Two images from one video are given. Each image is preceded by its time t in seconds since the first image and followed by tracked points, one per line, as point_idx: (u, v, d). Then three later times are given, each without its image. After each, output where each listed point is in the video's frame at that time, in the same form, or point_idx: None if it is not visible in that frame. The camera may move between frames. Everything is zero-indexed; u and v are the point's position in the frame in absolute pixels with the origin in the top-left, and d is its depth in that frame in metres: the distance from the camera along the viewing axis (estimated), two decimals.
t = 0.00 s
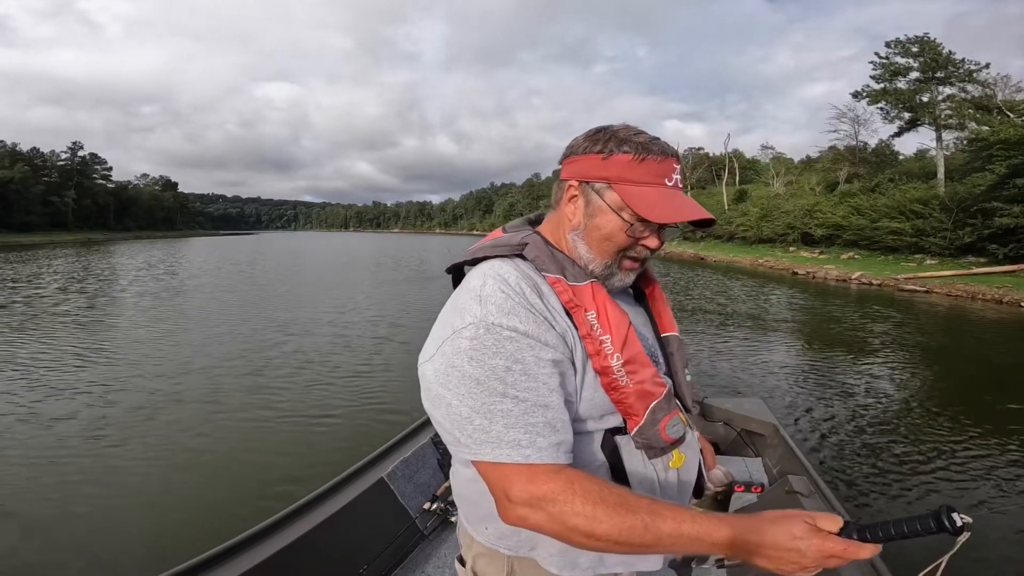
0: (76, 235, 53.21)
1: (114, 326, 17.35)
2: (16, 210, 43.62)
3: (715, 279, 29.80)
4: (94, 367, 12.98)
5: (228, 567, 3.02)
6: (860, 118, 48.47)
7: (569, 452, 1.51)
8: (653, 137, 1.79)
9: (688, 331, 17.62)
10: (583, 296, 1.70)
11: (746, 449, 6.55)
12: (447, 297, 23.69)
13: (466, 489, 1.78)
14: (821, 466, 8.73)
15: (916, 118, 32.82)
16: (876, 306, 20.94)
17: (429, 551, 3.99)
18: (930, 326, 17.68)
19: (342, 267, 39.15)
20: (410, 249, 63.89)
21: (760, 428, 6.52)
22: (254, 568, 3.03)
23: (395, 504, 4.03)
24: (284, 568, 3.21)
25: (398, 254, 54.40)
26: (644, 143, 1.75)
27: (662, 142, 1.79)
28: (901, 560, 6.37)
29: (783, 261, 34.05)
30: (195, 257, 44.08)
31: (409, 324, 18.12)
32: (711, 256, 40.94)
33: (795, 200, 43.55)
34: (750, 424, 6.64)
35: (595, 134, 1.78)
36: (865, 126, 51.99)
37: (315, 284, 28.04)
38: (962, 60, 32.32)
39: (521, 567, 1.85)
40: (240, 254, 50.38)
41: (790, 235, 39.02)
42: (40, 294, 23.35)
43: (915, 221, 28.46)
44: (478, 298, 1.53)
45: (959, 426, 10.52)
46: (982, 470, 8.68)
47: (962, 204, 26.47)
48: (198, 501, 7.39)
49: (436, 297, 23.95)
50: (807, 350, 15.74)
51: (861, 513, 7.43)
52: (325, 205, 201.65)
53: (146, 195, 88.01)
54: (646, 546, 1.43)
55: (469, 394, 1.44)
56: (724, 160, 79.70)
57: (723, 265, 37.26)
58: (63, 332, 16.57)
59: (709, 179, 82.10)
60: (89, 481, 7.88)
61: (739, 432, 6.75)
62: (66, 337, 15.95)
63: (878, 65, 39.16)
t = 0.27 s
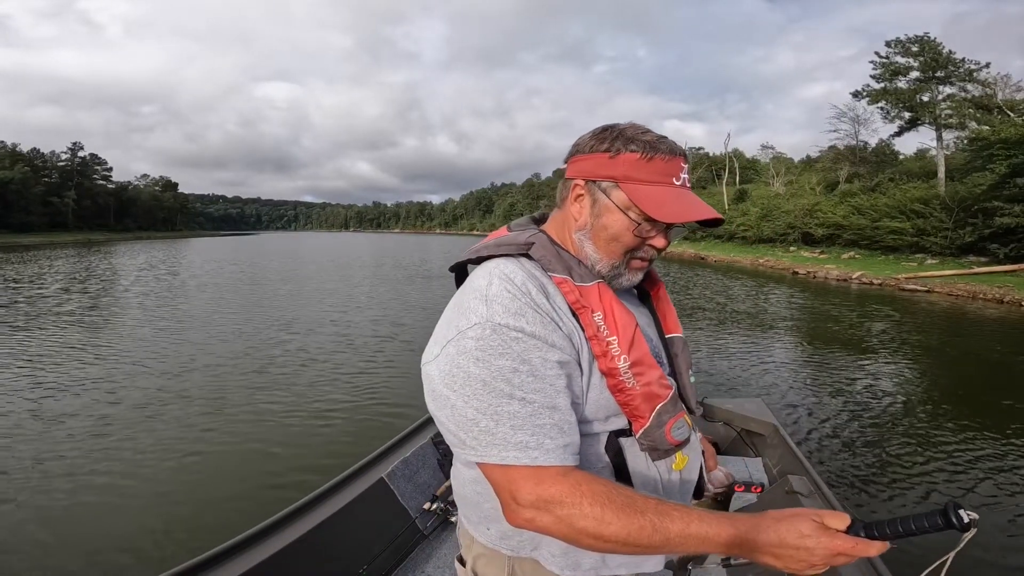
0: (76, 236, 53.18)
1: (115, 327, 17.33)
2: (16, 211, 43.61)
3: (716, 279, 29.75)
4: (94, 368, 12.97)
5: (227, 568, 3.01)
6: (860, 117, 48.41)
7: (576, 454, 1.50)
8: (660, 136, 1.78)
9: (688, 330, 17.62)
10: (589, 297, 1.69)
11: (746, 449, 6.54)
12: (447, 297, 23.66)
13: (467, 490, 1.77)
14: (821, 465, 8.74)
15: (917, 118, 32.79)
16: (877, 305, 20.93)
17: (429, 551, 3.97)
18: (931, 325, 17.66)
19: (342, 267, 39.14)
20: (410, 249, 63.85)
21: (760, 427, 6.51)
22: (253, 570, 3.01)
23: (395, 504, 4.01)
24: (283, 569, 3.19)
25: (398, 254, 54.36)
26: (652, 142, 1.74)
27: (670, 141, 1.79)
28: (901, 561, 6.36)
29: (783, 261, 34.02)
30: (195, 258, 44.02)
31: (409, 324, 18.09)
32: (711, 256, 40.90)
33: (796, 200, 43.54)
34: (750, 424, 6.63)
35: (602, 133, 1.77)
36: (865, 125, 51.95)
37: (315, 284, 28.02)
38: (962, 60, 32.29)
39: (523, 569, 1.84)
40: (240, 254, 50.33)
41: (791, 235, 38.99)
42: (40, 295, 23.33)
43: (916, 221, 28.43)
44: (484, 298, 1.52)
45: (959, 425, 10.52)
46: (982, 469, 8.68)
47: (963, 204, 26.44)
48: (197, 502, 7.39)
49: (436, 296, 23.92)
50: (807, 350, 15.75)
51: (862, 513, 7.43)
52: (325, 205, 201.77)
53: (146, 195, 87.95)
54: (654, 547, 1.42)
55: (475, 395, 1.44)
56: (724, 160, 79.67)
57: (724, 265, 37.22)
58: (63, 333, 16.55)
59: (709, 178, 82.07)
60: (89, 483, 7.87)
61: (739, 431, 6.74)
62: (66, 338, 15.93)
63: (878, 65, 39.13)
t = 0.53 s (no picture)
0: (76, 237, 53.17)
1: (115, 328, 17.34)
2: (16, 212, 43.65)
3: (716, 279, 29.75)
4: (95, 370, 12.96)
5: (227, 567, 3.01)
6: (860, 117, 48.44)
7: (581, 454, 1.49)
8: (665, 135, 1.78)
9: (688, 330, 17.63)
10: (593, 298, 1.68)
11: (746, 449, 6.53)
12: (447, 297, 23.65)
13: (468, 489, 1.77)
14: (821, 465, 8.74)
15: (917, 117, 32.81)
16: (877, 305, 20.95)
17: (429, 551, 3.96)
18: (932, 325, 17.66)
19: (343, 267, 39.15)
20: (410, 250, 63.83)
21: (760, 427, 6.50)
22: (252, 570, 3.01)
23: (395, 504, 4.00)
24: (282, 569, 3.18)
25: (399, 254, 54.36)
26: (657, 142, 1.74)
27: (675, 141, 1.79)
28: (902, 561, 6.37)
29: (784, 261, 34.03)
30: (196, 258, 44.00)
31: (409, 324, 18.09)
32: (711, 256, 40.90)
33: (796, 200, 43.53)
34: (750, 424, 6.63)
35: (606, 132, 1.76)
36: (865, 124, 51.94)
37: (315, 285, 28.02)
38: (963, 59, 32.27)
39: (524, 567, 1.83)
40: (240, 255, 50.34)
41: (791, 234, 39.01)
42: (40, 296, 23.31)
43: (916, 220, 28.42)
44: (487, 298, 1.51)
45: (959, 425, 10.53)
46: (983, 469, 8.69)
47: (964, 203, 26.44)
48: (195, 505, 7.37)
49: (436, 296, 23.91)
50: (808, 349, 15.74)
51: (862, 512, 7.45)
52: (325, 206, 201.92)
53: (145, 197, 87.94)
54: (659, 547, 1.42)
55: (479, 395, 1.43)
56: (724, 159, 79.67)
57: (724, 264, 37.22)
58: (63, 335, 16.54)
59: (709, 178, 81.99)
60: (89, 485, 7.85)
61: (739, 431, 6.74)
62: (67, 340, 15.92)
63: (878, 64, 39.11)
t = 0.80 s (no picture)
0: (77, 237, 53.16)
1: (115, 328, 17.33)
2: (16, 212, 43.66)
3: (717, 279, 29.72)
4: (95, 370, 12.96)
5: (227, 568, 3.01)
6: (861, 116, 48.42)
7: (585, 456, 1.49)
8: (665, 136, 1.77)
9: (688, 330, 17.63)
10: (594, 299, 1.68)
11: (746, 449, 6.52)
12: (448, 297, 23.63)
13: (469, 490, 1.77)
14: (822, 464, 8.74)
15: (917, 117, 32.79)
16: (878, 305, 20.93)
17: (429, 551, 3.96)
18: (933, 325, 17.64)
19: (343, 267, 39.13)
20: (411, 250, 63.78)
21: (760, 427, 6.50)
22: (252, 570, 3.00)
23: (395, 504, 4.00)
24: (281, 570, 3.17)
25: (399, 254, 54.35)
26: (658, 142, 1.73)
27: (675, 141, 1.78)
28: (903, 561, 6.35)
29: (784, 261, 34.01)
30: (196, 259, 43.98)
31: (410, 324, 18.09)
32: (712, 256, 40.86)
33: (797, 200, 43.50)
34: (750, 424, 6.62)
35: (607, 133, 1.76)
36: (866, 124, 51.90)
37: (316, 285, 28.02)
38: (963, 59, 32.25)
39: (526, 568, 1.82)
40: (240, 255, 50.34)
41: (792, 234, 38.97)
42: (40, 296, 23.30)
43: (918, 220, 28.38)
44: (489, 301, 1.50)
45: (961, 424, 10.52)
46: (984, 468, 8.68)
47: (965, 203, 26.41)
48: (192, 508, 7.30)
49: (436, 297, 23.90)
50: (809, 349, 15.73)
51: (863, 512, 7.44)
52: (326, 206, 201.97)
53: (146, 197, 87.92)
54: (666, 550, 1.41)
55: (482, 399, 1.42)
56: (724, 159, 79.65)
57: (724, 264, 37.20)
58: (63, 334, 16.54)
59: (710, 178, 81.92)
60: (89, 486, 7.83)
61: (739, 431, 6.73)
62: (67, 340, 15.92)
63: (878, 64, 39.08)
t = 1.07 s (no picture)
0: (78, 237, 53.19)
1: (116, 327, 17.33)
2: (17, 211, 43.61)
3: (718, 279, 29.69)
4: (96, 369, 12.96)
5: (227, 567, 3.01)
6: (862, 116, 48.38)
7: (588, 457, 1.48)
8: (667, 136, 1.76)
9: (689, 331, 17.61)
10: (597, 301, 1.67)
11: (746, 449, 6.52)
12: (448, 297, 23.62)
13: (471, 491, 1.76)
14: (823, 465, 8.71)
15: (919, 117, 32.76)
16: (880, 306, 20.90)
17: (429, 551, 3.95)
18: (935, 326, 17.60)
19: (344, 267, 39.19)
20: (412, 249, 63.78)
21: (760, 427, 6.49)
22: (252, 570, 3.00)
23: (394, 504, 3.99)
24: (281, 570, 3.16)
25: (400, 254, 54.35)
26: (659, 142, 1.73)
27: (677, 142, 1.77)
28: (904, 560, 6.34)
29: (786, 261, 34.00)
30: (197, 258, 43.98)
31: (411, 324, 18.10)
32: (713, 256, 40.84)
33: (798, 200, 43.47)
34: (750, 425, 6.60)
35: (608, 133, 1.75)
36: (867, 125, 51.87)
37: (317, 284, 28.04)
38: (966, 59, 32.21)
39: (529, 568, 1.81)
40: (242, 254, 50.38)
41: (793, 234, 38.94)
42: (41, 295, 23.31)
43: (919, 221, 28.34)
44: (493, 302, 1.50)
45: (962, 425, 10.49)
46: (985, 469, 8.67)
47: (967, 203, 26.38)
48: (190, 509, 7.26)
49: (437, 296, 23.90)
50: (810, 350, 15.70)
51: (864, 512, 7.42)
52: (327, 206, 202.08)
53: (147, 197, 87.98)
54: (669, 548, 1.40)
55: (487, 400, 1.42)
56: (725, 160, 79.62)
57: (725, 265, 37.18)
58: (64, 334, 16.54)
59: (711, 178, 81.89)
60: (89, 485, 7.83)
61: (739, 432, 6.72)
62: (68, 339, 15.92)
63: (880, 64, 39.04)
